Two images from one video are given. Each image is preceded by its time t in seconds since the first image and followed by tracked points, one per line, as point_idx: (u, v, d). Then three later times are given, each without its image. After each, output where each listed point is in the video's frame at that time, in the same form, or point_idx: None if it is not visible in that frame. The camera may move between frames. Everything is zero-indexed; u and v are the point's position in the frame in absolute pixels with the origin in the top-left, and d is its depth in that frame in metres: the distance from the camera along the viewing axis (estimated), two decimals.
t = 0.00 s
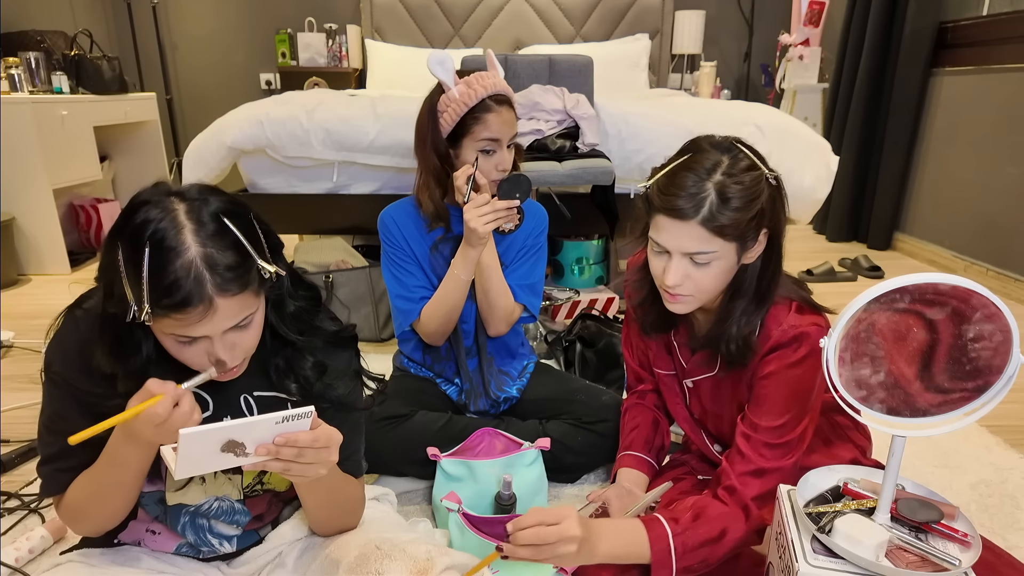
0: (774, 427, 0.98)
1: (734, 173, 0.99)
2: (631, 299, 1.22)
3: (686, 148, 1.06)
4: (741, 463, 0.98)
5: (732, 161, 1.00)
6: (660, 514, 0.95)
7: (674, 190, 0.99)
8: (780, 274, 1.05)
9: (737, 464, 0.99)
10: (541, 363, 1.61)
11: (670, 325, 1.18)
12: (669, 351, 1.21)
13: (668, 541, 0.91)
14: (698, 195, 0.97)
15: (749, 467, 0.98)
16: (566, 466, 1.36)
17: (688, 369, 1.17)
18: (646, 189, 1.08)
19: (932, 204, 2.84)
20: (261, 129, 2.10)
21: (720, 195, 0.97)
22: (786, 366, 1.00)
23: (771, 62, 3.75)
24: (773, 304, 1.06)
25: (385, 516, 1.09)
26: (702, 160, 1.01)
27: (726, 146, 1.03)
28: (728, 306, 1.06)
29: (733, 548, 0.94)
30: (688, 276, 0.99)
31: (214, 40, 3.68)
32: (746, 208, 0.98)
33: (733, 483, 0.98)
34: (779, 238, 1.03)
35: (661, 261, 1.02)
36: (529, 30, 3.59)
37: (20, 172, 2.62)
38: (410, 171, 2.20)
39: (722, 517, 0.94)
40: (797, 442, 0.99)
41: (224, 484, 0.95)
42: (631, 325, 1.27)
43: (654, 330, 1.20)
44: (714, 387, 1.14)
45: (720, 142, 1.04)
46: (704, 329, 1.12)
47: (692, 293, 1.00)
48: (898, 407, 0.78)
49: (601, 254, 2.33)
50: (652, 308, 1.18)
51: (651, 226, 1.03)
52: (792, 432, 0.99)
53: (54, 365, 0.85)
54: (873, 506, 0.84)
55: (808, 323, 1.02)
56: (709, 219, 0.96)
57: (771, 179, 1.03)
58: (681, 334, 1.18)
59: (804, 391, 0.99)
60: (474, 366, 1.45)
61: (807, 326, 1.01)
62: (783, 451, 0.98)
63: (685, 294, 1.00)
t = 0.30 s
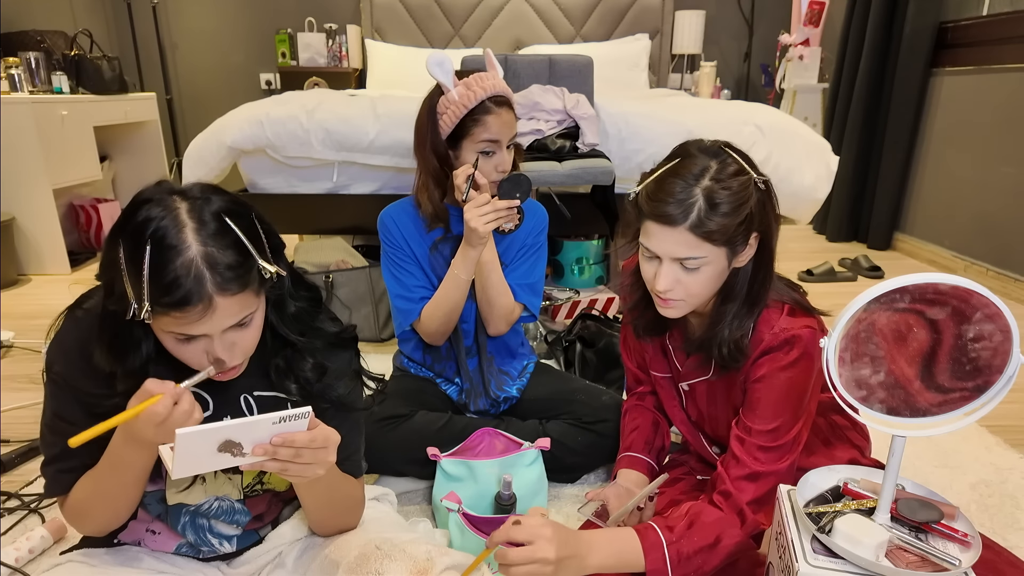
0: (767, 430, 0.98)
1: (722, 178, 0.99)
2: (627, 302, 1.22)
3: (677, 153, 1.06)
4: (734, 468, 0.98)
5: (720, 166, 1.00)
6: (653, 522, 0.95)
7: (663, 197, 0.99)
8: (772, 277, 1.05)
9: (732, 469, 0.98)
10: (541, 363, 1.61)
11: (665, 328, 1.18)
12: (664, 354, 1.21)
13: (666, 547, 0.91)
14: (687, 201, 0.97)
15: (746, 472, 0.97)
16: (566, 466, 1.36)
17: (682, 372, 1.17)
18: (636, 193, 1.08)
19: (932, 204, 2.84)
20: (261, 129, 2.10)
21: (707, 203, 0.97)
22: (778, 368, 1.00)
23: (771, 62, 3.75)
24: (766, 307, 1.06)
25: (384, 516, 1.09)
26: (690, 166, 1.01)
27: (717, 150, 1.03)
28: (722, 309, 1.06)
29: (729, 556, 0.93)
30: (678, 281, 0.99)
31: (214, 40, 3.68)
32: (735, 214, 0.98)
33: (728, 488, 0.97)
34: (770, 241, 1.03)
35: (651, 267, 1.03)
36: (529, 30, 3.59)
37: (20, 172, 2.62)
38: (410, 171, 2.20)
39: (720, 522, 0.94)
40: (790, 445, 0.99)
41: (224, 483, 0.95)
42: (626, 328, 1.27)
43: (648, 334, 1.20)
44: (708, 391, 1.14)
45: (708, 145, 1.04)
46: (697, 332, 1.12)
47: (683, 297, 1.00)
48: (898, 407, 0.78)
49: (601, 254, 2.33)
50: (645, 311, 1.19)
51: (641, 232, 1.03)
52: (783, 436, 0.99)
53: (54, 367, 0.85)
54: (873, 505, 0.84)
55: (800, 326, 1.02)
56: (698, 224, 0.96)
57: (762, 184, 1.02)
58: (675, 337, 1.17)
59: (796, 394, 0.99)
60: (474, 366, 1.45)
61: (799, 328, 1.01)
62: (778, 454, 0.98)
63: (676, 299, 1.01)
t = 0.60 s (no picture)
0: (767, 430, 0.98)
1: (724, 178, 0.99)
2: (626, 303, 1.22)
3: (677, 153, 1.06)
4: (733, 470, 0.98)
5: (721, 166, 1.00)
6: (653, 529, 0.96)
7: (664, 197, 0.99)
8: (772, 278, 1.05)
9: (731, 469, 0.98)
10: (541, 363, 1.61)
11: (664, 328, 1.19)
12: (664, 354, 1.21)
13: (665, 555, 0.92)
14: (688, 201, 0.97)
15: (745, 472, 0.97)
16: (566, 466, 1.36)
17: (682, 373, 1.17)
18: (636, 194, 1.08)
19: (932, 204, 2.84)
20: (261, 129, 2.10)
21: (709, 203, 0.97)
22: (778, 367, 1.00)
23: (771, 62, 3.76)
24: (765, 307, 1.06)
25: (385, 516, 1.09)
26: (691, 166, 1.01)
27: (717, 150, 1.03)
28: (721, 309, 1.06)
29: (728, 561, 0.93)
30: (679, 281, 0.99)
31: (214, 41, 3.68)
32: (737, 214, 0.98)
33: (728, 488, 0.97)
34: (770, 242, 1.03)
35: (652, 268, 1.02)
36: (529, 30, 3.59)
37: (20, 172, 2.62)
38: (410, 171, 2.20)
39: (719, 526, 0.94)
40: (790, 444, 0.99)
41: (225, 483, 0.95)
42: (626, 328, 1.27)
43: (647, 334, 1.20)
44: (708, 391, 1.14)
45: (709, 145, 1.04)
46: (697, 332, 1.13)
47: (683, 297, 1.01)
48: (898, 407, 0.78)
49: (601, 254, 2.34)
50: (645, 311, 1.19)
51: (642, 232, 1.03)
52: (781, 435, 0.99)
53: (57, 368, 0.85)
54: (873, 505, 0.84)
55: (800, 326, 1.02)
56: (699, 224, 0.96)
57: (763, 185, 1.02)
58: (675, 338, 1.17)
59: (796, 393, 0.99)
60: (474, 366, 1.45)
61: (799, 328, 1.01)
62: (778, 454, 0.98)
63: (677, 299, 1.01)
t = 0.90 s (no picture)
0: (767, 431, 0.98)
1: (729, 179, 0.99)
2: (628, 302, 1.22)
3: (681, 153, 1.06)
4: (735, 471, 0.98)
5: (727, 167, 1.00)
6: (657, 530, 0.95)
7: (669, 197, 0.99)
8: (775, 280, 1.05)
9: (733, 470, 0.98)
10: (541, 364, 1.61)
11: (665, 328, 1.18)
12: (665, 354, 1.21)
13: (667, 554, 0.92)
14: (693, 202, 0.97)
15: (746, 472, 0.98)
16: (566, 466, 1.36)
17: (684, 373, 1.17)
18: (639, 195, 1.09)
19: (932, 205, 2.84)
20: (261, 129, 2.10)
21: (714, 203, 0.97)
22: (779, 369, 1.00)
23: (771, 62, 3.76)
24: (768, 308, 1.06)
25: (385, 516, 1.09)
26: (697, 166, 1.01)
27: (723, 151, 1.03)
28: (723, 310, 1.06)
29: (730, 560, 0.93)
30: (682, 281, 0.99)
31: (213, 41, 3.68)
32: (742, 215, 0.98)
33: (729, 489, 0.98)
34: (773, 244, 1.03)
35: (656, 266, 1.02)
36: (529, 30, 3.59)
37: (20, 172, 2.62)
38: (410, 171, 2.20)
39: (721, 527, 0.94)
40: (790, 445, 0.99)
41: (227, 483, 0.95)
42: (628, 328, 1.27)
43: (648, 333, 1.20)
44: (709, 391, 1.14)
45: (714, 146, 1.04)
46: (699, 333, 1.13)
47: (686, 298, 1.00)
48: (898, 407, 0.78)
49: (601, 254, 2.34)
50: (646, 311, 1.19)
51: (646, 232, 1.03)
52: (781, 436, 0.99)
53: (61, 371, 0.84)
54: (873, 506, 0.84)
55: (802, 328, 1.02)
56: (704, 225, 0.96)
57: (768, 186, 1.02)
58: (677, 337, 1.17)
59: (797, 395, 0.99)
60: (474, 366, 1.45)
61: (801, 330, 1.01)
62: (778, 455, 0.99)
63: (680, 299, 1.00)
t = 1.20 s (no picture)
0: (769, 430, 0.98)
1: (732, 179, 0.99)
2: (628, 302, 1.22)
3: (684, 153, 1.06)
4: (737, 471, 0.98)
5: (730, 166, 1.00)
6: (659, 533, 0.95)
7: (672, 196, 0.99)
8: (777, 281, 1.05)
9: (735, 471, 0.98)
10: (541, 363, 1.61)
11: (666, 327, 1.18)
12: (665, 354, 1.21)
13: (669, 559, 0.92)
14: (695, 201, 0.97)
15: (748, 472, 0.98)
16: (566, 466, 1.36)
17: (685, 372, 1.17)
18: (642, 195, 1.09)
19: (932, 205, 2.84)
20: (261, 129, 2.10)
21: (716, 202, 0.97)
22: (780, 369, 1.00)
23: (771, 62, 3.76)
24: (769, 308, 1.06)
25: (385, 516, 1.09)
26: (700, 165, 1.01)
27: (725, 150, 1.03)
28: (725, 309, 1.06)
29: (732, 562, 0.93)
30: (685, 281, 0.99)
31: (214, 41, 3.68)
32: (744, 214, 0.98)
33: (730, 490, 0.98)
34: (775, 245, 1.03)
35: (658, 266, 1.02)
36: (529, 30, 3.59)
37: (20, 172, 2.62)
38: (410, 171, 2.20)
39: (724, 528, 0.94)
40: (792, 445, 0.99)
41: (227, 482, 0.95)
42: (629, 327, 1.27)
43: (649, 332, 1.20)
44: (709, 391, 1.14)
45: (717, 146, 1.04)
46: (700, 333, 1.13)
47: (688, 297, 1.00)
48: (899, 407, 0.78)
49: (601, 254, 2.33)
50: (648, 311, 1.19)
51: (648, 232, 1.03)
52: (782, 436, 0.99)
53: (63, 370, 0.84)
54: (873, 505, 0.84)
55: (803, 328, 1.02)
56: (707, 224, 0.96)
57: (769, 186, 1.03)
58: (677, 337, 1.17)
59: (798, 394, 0.99)
60: (474, 366, 1.45)
61: (802, 330, 1.01)
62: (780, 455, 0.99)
63: (682, 299, 1.00)
